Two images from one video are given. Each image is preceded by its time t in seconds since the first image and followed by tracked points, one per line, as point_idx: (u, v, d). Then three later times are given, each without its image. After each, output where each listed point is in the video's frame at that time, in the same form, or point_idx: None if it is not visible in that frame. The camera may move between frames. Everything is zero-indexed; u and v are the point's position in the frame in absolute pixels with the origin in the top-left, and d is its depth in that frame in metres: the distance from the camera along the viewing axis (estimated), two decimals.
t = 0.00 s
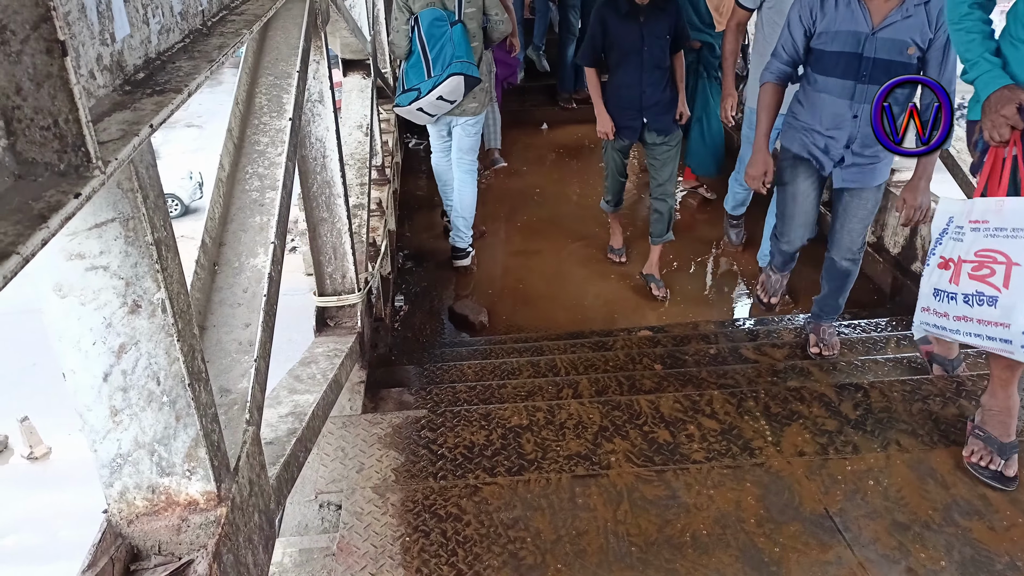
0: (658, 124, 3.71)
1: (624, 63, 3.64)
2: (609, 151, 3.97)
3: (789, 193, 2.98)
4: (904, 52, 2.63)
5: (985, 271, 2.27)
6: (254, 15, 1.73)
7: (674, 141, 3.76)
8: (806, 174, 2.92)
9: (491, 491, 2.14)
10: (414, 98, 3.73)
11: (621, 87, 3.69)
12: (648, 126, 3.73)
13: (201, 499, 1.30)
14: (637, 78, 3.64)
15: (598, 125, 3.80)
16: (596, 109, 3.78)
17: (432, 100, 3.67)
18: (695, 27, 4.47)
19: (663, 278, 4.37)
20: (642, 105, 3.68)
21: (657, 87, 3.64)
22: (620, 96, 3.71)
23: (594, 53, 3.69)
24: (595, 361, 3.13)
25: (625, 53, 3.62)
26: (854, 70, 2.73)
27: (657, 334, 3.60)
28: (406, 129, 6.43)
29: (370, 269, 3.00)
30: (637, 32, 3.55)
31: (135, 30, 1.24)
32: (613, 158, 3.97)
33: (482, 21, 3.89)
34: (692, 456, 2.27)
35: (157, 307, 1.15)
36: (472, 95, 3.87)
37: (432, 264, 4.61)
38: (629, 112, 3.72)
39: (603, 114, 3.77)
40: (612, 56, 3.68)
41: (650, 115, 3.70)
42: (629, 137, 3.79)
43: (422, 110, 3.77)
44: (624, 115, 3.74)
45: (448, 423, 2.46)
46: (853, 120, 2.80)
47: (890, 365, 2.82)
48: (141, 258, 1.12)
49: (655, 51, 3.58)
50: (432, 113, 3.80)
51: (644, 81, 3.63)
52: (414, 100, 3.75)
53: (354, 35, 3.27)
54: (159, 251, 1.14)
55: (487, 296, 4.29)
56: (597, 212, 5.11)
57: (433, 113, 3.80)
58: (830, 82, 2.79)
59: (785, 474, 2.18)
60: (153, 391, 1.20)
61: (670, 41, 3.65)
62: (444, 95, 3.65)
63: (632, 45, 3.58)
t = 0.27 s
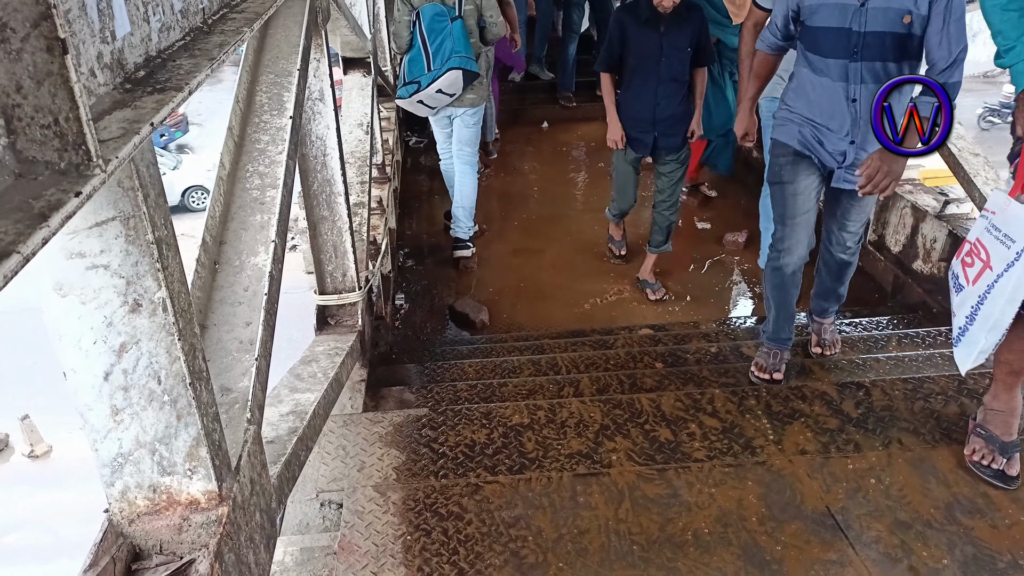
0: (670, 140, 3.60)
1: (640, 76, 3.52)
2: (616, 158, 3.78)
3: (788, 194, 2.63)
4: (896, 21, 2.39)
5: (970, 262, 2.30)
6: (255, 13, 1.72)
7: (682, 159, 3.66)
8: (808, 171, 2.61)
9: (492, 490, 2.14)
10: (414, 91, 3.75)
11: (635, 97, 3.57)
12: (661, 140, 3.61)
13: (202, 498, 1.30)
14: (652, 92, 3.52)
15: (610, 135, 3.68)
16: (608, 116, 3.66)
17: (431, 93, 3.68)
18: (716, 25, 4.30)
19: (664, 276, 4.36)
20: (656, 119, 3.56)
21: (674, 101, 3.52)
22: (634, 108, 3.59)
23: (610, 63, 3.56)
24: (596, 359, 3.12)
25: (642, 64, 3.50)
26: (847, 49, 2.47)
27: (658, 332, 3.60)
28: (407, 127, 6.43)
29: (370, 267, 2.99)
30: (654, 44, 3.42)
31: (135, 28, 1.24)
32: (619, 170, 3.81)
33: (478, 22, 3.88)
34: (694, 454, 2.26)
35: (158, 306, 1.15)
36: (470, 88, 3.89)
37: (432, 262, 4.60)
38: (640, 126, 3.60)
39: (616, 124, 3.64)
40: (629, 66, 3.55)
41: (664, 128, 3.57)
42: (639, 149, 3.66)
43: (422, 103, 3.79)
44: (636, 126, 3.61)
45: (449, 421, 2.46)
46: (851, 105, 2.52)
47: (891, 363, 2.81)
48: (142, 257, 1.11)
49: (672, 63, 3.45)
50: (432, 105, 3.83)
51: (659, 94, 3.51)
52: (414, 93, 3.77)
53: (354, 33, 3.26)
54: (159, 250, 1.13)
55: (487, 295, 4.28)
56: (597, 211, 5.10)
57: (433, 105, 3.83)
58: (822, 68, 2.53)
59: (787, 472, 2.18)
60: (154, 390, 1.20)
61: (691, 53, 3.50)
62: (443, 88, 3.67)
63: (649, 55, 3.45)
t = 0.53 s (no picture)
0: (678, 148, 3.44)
1: (646, 81, 3.38)
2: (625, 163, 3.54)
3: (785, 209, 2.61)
4: None
5: (1012, 282, 2.11)
6: (260, 14, 1.73)
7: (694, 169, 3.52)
8: (806, 184, 2.54)
9: (498, 490, 2.14)
10: (414, 80, 3.84)
11: (642, 102, 3.42)
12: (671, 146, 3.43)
13: (210, 500, 1.30)
14: (659, 99, 3.37)
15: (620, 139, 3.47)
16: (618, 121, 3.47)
17: (430, 83, 3.78)
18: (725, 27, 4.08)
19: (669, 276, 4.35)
20: (662, 125, 3.41)
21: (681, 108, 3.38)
22: (642, 112, 3.44)
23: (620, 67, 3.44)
24: (601, 360, 3.11)
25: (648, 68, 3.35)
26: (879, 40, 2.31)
27: (663, 332, 3.59)
28: (410, 128, 6.43)
29: (375, 268, 2.99)
30: (660, 49, 3.28)
31: (141, 31, 1.24)
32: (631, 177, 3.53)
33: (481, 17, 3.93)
34: (699, 455, 2.26)
35: (164, 308, 1.15)
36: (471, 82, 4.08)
37: (437, 263, 4.60)
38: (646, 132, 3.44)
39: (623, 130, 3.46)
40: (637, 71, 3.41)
41: (671, 135, 3.42)
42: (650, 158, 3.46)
43: (421, 93, 3.89)
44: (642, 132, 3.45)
45: (454, 422, 2.46)
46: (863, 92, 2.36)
47: (898, 363, 2.80)
48: (148, 259, 1.11)
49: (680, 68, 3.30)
50: (432, 97, 3.92)
51: (667, 101, 3.36)
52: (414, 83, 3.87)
53: (358, 33, 3.26)
54: (166, 252, 1.13)
55: (491, 295, 4.28)
56: (601, 210, 5.10)
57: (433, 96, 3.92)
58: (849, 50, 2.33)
59: (794, 472, 2.17)
60: (160, 392, 1.20)
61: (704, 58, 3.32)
62: (441, 79, 3.75)
63: (656, 59, 3.31)
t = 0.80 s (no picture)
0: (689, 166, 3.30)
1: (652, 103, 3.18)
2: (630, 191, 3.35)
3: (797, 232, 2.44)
4: None
5: None
6: (260, 10, 1.72)
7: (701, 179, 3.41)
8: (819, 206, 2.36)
9: (498, 488, 2.14)
10: (419, 76, 3.85)
11: (646, 121, 3.24)
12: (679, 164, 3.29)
13: (210, 497, 1.30)
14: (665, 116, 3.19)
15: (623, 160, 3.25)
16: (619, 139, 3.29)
17: (438, 80, 3.81)
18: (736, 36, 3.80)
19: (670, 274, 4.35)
20: (670, 143, 3.23)
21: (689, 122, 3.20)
22: (649, 132, 3.24)
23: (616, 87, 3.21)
24: (602, 357, 3.11)
25: (650, 85, 3.14)
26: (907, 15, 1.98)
27: (663, 330, 3.59)
28: (411, 126, 6.43)
29: (375, 265, 2.99)
30: (660, 68, 3.09)
31: (141, 26, 1.23)
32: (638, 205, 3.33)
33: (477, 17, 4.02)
34: (700, 453, 2.26)
35: (165, 304, 1.15)
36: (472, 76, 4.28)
37: (438, 260, 4.60)
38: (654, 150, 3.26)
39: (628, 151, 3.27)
40: (637, 87, 3.19)
41: (680, 153, 3.26)
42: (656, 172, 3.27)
43: (425, 88, 3.90)
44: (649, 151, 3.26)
45: (455, 419, 2.46)
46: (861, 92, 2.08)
47: (899, 361, 2.79)
48: (149, 256, 1.11)
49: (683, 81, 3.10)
50: (435, 92, 3.95)
51: (674, 118, 3.18)
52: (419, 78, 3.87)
53: (358, 30, 3.26)
54: (166, 249, 1.13)
55: (492, 293, 4.28)
56: (602, 208, 5.09)
57: (436, 91, 3.95)
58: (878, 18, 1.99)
59: (795, 470, 2.17)
60: (161, 389, 1.20)
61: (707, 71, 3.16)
62: (449, 76, 3.78)
63: (658, 75, 3.10)
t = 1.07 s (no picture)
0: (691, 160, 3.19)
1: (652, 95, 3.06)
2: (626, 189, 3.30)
3: (831, 274, 2.15)
4: None
5: None
6: (257, 10, 1.72)
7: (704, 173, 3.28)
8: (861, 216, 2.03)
9: (495, 488, 2.14)
10: (423, 77, 3.84)
11: (644, 114, 3.11)
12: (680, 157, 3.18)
13: (207, 498, 1.30)
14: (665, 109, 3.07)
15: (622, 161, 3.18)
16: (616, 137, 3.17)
17: (442, 80, 3.80)
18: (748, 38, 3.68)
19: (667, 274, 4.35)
20: (672, 136, 3.12)
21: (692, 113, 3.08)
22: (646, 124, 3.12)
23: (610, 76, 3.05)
24: (599, 357, 3.12)
25: (649, 76, 3.01)
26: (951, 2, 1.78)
27: (661, 330, 3.59)
28: (408, 126, 6.43)
29: (373, 265, 2.99)
30: (660, 56, 2.94)
31: (138, 27, 1.23)
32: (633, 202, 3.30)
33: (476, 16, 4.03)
34: (696, 453, 2.26)
35: (162, 305, 1.15)
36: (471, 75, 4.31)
37: (435, 261, 4.61)
38: (652, 146, 3.15)
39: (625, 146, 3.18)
40: (633, 79, 3.06)
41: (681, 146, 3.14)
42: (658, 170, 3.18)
43: (430, 88, 3.90)
44: (649, 146, 3.15)
45: (452, 420, 2.46)
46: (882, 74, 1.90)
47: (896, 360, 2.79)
48: (146, 256, 1.11)
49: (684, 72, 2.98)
50: (439, 91, 3.94)
51: (674, 108, 3.06)
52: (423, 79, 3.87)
53: (356, 30, 3.26)
54: (163, 249, 1.13)
55: (489, 293, 4.28)
56: (599, 208, 5.09)
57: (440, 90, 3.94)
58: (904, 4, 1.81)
59: (791, 470, 2.18)
60: (157, 390, 1.20)
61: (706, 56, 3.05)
62: (453, 75, 3.77)
63: (657, 65, 2.97)
